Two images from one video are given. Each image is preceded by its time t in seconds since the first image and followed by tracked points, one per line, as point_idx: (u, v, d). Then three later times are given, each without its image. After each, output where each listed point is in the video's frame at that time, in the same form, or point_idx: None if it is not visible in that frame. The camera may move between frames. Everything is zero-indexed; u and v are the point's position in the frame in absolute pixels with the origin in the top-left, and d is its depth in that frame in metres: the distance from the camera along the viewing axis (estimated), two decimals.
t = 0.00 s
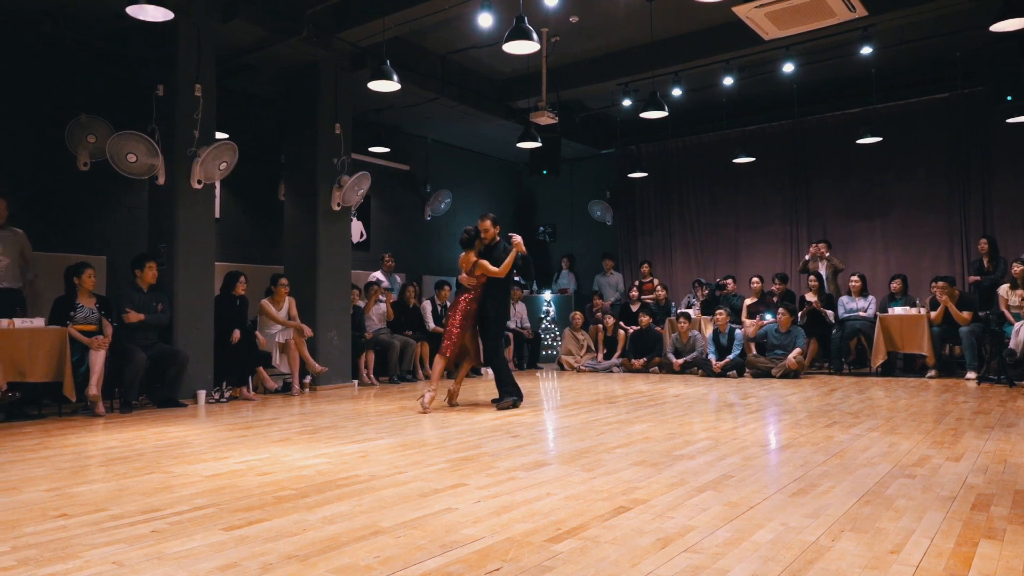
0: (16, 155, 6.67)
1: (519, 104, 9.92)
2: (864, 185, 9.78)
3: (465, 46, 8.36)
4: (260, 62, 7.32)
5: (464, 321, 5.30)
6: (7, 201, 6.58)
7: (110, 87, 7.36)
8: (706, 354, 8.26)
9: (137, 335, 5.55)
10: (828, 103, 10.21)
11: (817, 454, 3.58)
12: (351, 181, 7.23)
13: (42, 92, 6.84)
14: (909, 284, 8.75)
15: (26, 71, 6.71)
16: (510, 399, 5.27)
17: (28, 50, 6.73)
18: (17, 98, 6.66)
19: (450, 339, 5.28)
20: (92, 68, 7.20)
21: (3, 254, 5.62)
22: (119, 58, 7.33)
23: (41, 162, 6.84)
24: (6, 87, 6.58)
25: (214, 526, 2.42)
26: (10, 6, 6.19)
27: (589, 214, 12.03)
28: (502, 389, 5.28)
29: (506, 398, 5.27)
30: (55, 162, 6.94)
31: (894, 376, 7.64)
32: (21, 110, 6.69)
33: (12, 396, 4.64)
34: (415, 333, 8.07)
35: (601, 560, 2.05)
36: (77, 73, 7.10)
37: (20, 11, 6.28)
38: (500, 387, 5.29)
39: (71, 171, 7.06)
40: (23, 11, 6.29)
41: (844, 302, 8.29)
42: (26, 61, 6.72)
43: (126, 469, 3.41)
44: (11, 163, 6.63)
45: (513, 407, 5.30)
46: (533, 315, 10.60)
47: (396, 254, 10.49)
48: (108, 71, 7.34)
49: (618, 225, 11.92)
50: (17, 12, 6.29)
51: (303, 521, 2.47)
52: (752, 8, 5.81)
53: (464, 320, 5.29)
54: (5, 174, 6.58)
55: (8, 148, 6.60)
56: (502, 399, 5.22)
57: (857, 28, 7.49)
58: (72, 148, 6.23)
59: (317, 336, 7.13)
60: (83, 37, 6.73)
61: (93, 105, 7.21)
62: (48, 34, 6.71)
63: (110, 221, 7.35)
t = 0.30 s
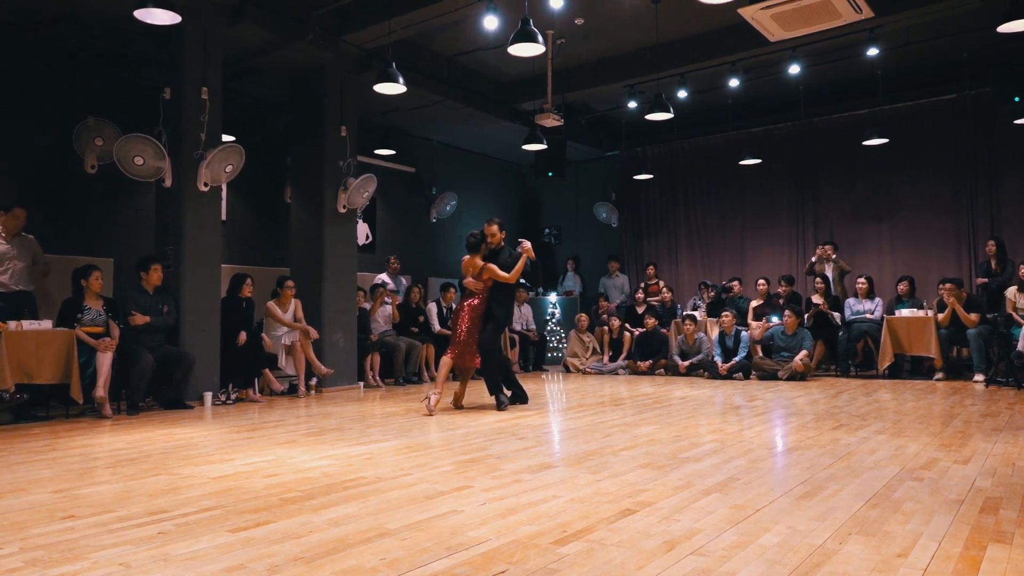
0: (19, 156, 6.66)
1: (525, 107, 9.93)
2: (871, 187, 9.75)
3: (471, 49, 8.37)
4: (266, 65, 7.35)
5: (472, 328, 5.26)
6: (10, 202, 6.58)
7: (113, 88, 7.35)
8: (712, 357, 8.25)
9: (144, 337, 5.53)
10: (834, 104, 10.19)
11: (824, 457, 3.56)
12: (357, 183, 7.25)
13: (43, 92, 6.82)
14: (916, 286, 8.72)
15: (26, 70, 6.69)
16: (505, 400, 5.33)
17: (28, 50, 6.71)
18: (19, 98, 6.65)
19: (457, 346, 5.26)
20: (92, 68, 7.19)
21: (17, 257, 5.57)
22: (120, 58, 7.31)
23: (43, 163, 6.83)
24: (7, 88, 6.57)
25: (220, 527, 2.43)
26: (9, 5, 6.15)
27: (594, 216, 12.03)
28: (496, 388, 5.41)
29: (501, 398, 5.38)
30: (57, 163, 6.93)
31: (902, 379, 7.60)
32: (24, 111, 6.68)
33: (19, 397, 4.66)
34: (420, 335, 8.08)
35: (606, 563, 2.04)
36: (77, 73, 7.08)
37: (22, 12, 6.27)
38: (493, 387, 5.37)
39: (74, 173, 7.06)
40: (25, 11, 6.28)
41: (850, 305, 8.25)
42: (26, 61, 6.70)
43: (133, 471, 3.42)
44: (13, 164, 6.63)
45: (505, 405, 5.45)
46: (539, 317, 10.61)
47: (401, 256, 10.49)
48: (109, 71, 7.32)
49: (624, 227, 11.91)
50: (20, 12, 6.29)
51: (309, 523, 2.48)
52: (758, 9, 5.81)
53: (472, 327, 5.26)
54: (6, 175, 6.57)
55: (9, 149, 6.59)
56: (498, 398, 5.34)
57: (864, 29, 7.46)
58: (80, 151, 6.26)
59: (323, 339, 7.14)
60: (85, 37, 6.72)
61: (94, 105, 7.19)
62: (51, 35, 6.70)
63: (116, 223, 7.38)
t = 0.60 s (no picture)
0: (22, 157, 6.66)
1: (531, 108, 9.94)
2: (878, 188, 9.72)
3: (477, 51, 8.37)
4: (273, 67, 7.37)
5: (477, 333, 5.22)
6: (13, 203, 6.58)
7: (117, 89, 7.35)
8: (718, 359, 8.23)
9: (151, 339, 5.52)
10: (841, 106, 10.16)
11: (831, 460, 3.55)
12: (363, 185, 7.23)
13: (42, 92, 6.79)
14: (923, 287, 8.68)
15: (25, 70, 6.67)
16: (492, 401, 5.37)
17: (28, 50, 6.69)
18: (21, 99, 6.65)
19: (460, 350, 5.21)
20: (93, 68, 7.16)
21: (29, 259, 5.63)
22: (120, 58, 7.29)
23: (46, 164, 6.83)
24: (10, 89, 6.57)
25: (227, 529, 2.44)
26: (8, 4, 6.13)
27: (600, 218, 12.03)
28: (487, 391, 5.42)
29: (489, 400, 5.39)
30: (59, 163, 6.92)
31: (909, 381, 7.57)
32: (26, 111, 6.68)
33: (27, 399, 4.70)
34: (426, 338, 8.10)
35: (613, 566, 2.04)
36: (77, 73, 7.06)
37: (26, 13, 6.28)
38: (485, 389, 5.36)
39: (76, 174, 7.05)
40: (28, 12, 6.28)
41: (857, 305, 8.19)
42: (26, 60, 6.68)
43: (140, 472, 3.43)
44: (16, 165, 6.62)
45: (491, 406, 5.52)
46: (545, 319, 10.61)
47: (407, 258, 10.51)
48: (109, 71, 7.30)
49: (629, 229, 11.90)
50: (23, 13, 6.29)
51: (316, 524, 2.48)
52: (764, 11, 5.80)
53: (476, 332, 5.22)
54: (9, 176, 6.57)
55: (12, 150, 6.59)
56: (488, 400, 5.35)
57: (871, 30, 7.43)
58: (88, 153, 6.29)
59: (329, 340, 7.15)
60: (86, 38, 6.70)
61: (96, 106, 7.18)
62: (53, 36, 6.70)
63: (124, 226, 7.41)
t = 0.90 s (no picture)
0: (27, 158, 6.68)
1: (537, 108, 9.95)
2: (885, 188, 9.68)
3: (483, 51, 8.37)
4: (279, 68, 7.38)
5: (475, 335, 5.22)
6: (17, 203, 6.60)
7: (120, 90, 7.36)
8: (725, 359, 8.24)
9: (158, 339, 5.55)
10: (848, 105, 10.13)
11: (838, 460, 3.54)
12: (369, 185, 7.28)
13: (43, 92, 6.78)
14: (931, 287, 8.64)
15: (28, 71, 6.68)
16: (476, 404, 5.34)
17: (28, 49, 6.68)
18: (24, 100, 6.65)
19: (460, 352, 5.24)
20: (93, 68, 7.15)
21: (36, 259, 5.64)
22: (120, 58, 7.29)
23: (51, 165, 6.84)
24: (13, 89, 6.58)
25: (233, 528, 2.44)
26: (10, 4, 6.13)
27: (606, 218, 12.02)
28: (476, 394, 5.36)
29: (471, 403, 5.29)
30: (63, 163, 6.93)
31: (917, 382, 7.53)
32: (29, 112, 6.68)
33: (35, 399, 4.72)
34: (431, 338, 8.10)
35: (618, 566, 2.03)
36: (77, 73, 7.04)
37: (30, 13, 6.29)
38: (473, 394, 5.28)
39: (80, 174, 7.06)
40: (30, 13, 6.28)
41: (865, 306, 8.21)
42: (26, 60, 6.67)
43: (147, 472, 3.44)
44: (20, 165, 6.63)
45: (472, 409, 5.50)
46: (550, 319, 10.62)
47: (412, 259, 10.52)
48: (109, 71, 7.29)
49: (635, 229, 11.88)
50: (27, 14, 6.30)
51: (322, 524, 2.49)
52: (770, 10, 5.79)
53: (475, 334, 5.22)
54: (13, 176, 6.58)
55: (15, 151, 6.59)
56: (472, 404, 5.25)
57: (878, 29, 7.41)
58: (96, 154, 6.32)
59: (335, 341, 7.17)
60: (89, 39, 6.71)
61: (98, 106, 7.19)
62: (56, 36, 6.71)
63: (130, 226, 7.43)
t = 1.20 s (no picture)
0: (36, 159, 6.72)
1: (543, 108, 9.94)
2: (893, 187, 9.64)
3: (489, 50, 8.36)
4: (286, 68, 7.40)
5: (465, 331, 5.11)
6: (22, 204, 6.60)
7: (124, 90, 7.36)
8: (732, 359, 8.20)
9: (166, 339, 5.57)
10: (855, 104, 10.09)
11: (846, 460, 3.53)
12: (375, 185, 7.22)
13: (42, 92, 6.75)
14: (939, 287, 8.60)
15: (36, 72, 6.71)
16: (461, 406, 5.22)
17: (27, 50, 6.65)
18: (26, 100, 6.65)
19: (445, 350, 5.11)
20: (92, 68, 7.12)
21: (43, 260, 5.66)
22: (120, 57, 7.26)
23: (55, 165, 6.84)
24: (16, 90, 6.57)
25: (241, 528, 2.45)
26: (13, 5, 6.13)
27: (612, 218, 12.01)
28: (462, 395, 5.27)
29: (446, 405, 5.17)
30: (66, 164, 6.93)
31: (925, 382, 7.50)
32: (31, 114, 6.68)
33: (43, 398, 4.74)
34: (437, 338, 8.10)
35: (625, 566, 2.03)
36: (77, 73, 7.02)
37: (33, 14, 6.29)
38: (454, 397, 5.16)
39: (83, 174, 7.06)
40: (31, 13, 6.27)
41: (872, 306, 8.17)
42: (30, 61, 6.68)
43: (155, 471, 3.45)
44: (26, 166, 6.65)
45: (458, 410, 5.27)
46: (557, 319, 10.61)
47: (419, 259, 10.52)
48: (109, 71, 7.25)
49: (641, 229, 11.86)
50: (30, 15, 6.30)
51: (329, 524, 2.49)
52: (778, 9, 5.77)
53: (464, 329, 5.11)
54: (18, 177, 6.59)
55: (18, 152, 6.59)
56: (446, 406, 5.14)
57: (886, 28, 7.37)
58: (104, 155, 6.35)
59: (342, 341, 7.19)
60: (97, 40, 6.75)
61: (101, 106, 7.18)
62: (61, 37, 6.72)
63: (138, 226, 7.46)
